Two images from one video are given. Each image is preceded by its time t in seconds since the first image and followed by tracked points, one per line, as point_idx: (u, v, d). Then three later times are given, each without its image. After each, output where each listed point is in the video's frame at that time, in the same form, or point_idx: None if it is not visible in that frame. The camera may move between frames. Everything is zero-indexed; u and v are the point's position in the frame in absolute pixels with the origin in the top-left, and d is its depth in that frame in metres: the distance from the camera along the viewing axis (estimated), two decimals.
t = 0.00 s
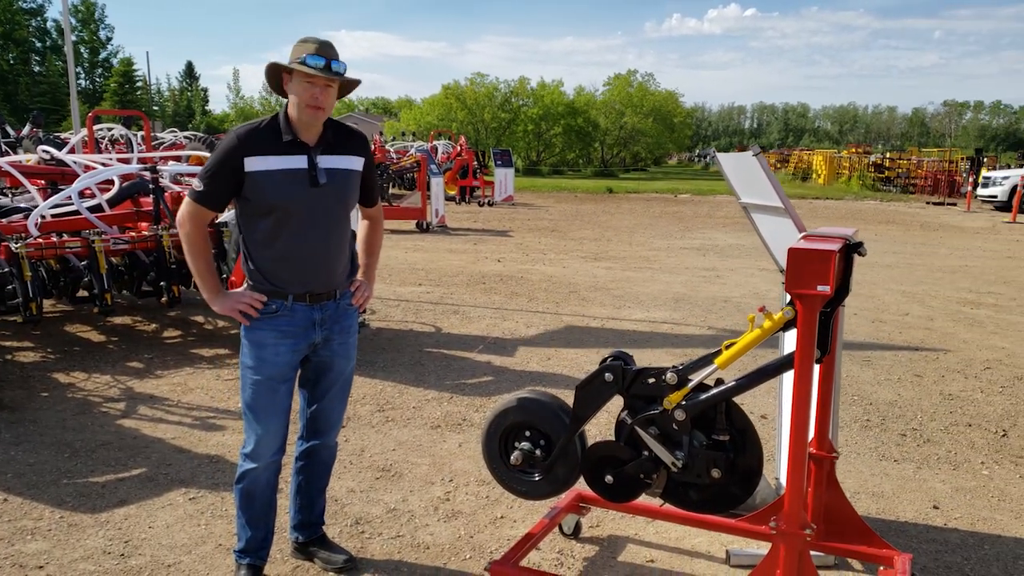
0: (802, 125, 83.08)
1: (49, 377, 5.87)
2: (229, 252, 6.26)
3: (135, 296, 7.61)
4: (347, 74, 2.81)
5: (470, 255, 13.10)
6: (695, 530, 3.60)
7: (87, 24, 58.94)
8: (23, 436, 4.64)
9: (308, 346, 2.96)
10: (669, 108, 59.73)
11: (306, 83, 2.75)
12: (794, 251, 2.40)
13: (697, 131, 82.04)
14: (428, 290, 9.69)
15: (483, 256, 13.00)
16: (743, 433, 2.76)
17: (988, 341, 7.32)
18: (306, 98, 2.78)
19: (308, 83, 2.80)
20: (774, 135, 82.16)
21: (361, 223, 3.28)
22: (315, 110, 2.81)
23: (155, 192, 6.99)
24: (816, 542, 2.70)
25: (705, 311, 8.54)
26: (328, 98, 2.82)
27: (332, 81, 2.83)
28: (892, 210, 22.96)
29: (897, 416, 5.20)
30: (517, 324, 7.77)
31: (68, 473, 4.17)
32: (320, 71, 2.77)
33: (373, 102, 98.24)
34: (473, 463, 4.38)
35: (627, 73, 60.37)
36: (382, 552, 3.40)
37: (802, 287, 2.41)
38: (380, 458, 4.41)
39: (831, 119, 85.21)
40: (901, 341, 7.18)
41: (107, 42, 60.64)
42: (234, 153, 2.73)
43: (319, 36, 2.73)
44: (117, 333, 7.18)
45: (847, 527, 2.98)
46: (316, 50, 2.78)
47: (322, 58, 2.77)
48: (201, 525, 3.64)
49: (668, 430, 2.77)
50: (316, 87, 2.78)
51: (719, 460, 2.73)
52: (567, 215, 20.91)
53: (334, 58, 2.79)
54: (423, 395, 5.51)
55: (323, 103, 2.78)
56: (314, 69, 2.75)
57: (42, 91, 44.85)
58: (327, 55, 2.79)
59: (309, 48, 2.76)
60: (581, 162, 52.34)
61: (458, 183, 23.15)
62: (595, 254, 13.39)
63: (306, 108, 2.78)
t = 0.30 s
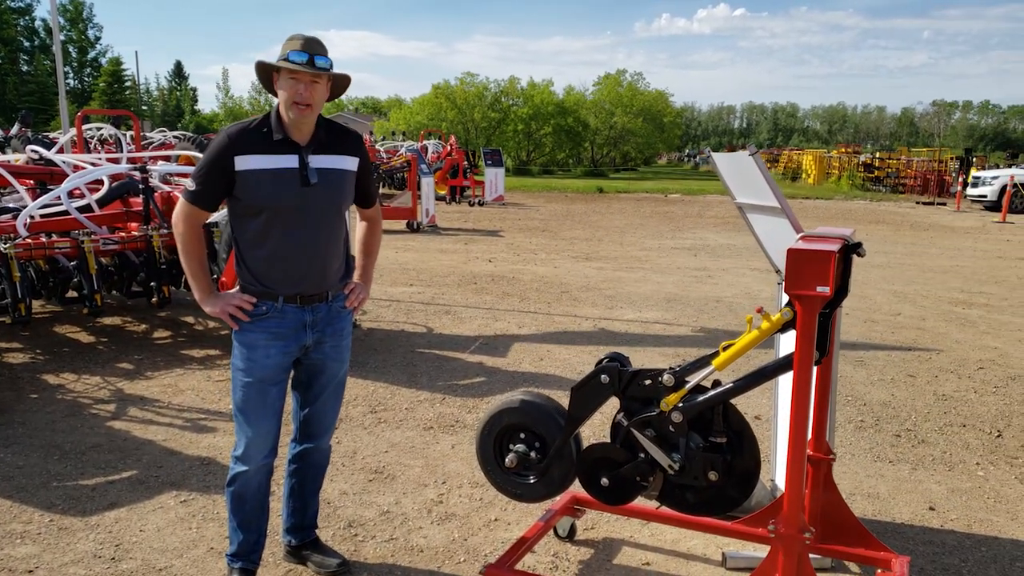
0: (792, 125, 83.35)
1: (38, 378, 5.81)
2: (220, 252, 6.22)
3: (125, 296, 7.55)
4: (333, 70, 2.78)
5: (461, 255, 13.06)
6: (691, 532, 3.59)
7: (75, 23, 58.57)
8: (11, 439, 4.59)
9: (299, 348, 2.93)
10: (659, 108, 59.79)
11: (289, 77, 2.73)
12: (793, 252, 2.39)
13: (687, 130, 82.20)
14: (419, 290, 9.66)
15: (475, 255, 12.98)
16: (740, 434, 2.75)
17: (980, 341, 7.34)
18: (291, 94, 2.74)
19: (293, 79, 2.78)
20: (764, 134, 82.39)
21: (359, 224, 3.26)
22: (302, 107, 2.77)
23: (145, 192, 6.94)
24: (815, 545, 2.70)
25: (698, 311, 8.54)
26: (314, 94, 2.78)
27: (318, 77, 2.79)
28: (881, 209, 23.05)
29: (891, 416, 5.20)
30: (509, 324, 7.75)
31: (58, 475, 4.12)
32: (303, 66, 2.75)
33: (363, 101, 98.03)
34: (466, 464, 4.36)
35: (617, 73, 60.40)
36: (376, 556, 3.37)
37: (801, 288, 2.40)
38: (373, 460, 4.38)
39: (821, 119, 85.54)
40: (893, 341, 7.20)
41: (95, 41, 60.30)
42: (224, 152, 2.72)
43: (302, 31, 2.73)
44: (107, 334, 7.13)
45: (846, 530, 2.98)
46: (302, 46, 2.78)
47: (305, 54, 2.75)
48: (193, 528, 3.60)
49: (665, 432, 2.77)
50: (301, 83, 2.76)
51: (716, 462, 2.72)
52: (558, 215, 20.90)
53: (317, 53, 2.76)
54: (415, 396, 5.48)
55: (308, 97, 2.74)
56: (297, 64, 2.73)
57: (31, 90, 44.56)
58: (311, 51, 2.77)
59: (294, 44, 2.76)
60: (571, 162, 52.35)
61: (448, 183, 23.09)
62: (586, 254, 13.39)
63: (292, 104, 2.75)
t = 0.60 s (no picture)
0: (788, 124, 83.40)
1: (31, 381, 5.76)
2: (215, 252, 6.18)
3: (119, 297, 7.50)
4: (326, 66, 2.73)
5: (458, 255, 13.02)
6: (693, 539, 3.56)
7: (70, 22, 58.39)
8: (4, 443, 4.55)
9: (294, 354, 2.89)
10: (655, 108, 59.79)
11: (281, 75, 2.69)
12: (801, 255, 2.37)
13: (684, 130, 82.23)
14: (416, 291, 9.62)
15: (471, 256, 12.95)
16: (745, 440, 2.71)
17: (980, 343, 7.32)
18: (284, 93, 2.71)
19: (286, 76, 2.74)
20: (760, 134, 82.42)
21: (361, 229, 3.22)
22: (296, 103, 2.74)
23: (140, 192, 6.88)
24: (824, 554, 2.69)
25: (696, 312, 8.51)
26: (307, 91, 2.74)
27: (311, 73, 2.74)
28: (879, 210, 23.05)
29: (893, 420, 5.18)
30: (506, 326, 7.71)
31: (51, 480, 4.08)
32: (296, 63, 2.70)
33: (357, 100, 97.96)
34: (464, 469, 4.32)
35: (612, 72, 60.37)
36: (373, 563, 3.33)
37: (810, 292, 2.38)
38: (370, 464, 4.34)
39: (817, 118, 85.62)
40: (893, 343, 7.18)
41: (90, 40, 60.14)
42: (217, 152, 2.68)
43: (293, 28, 2.67)
44: (101, 335, 7.08)
45: (853, 537, 2.92)
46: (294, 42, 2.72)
47: (297, 50, 2.70)
48: (187, 534, 3.56)
49: (668, 438, 2.74)
50: (294, 80, 2.72)
51: (721, 470, 2.69)
52: (554, 215, 20.86)
53: (309, 49, 2.71)
54: (412, 399, 5.45)
55: (301, 94, 2.71)
56: (289, 61, 2.69)
57: (26, 90, 44.44)
58: (303, 47, 2.71)
59: (285, 40, 2.71)
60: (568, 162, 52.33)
61: (445, 183, 23.05)
62: (583, 254, 13.36)
63: (286, 101, 2.72)
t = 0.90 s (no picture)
0: (787, 124, 83.31)
1: (29, 383, 5.73)
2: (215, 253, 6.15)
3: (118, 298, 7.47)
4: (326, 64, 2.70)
5: (457, 255, 12.98)
6: (699, 545, 3.54)
7: (69, 22, 58.29)
8: (2, 446, 4.52)
9: (296, 358, 2.86)
10: (654, 108, 59.70)
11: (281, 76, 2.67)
12: (815, 259, 2.34)
13: (683, 130, 82.14)
14: (417, 292, 9.59)
15: (472, 256, 12.92)
16: (753, 445, 2.71)
17: (984, 344, 7.29)
18: (286, 93, 2.69)
19: (287, 77, 2.72)
20: (759, 134, 82.34)
21: (367, 233, 3.20)
22: (298, 104, 2.71)
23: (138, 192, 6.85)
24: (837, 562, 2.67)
25: (697, 313, 8.47)
26: (309, 90, 2.71)
27: (312, 72, 2.72)
28: (879, 210, 23.00)
29: (899, 422, 5.16)
30: (507, 327, 7.68)
31: (49, 484, 4.05)
32: (297, 62, 2.68)
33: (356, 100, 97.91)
34: (467, 472, 4.29)
35: (612, 72, 60.29)
36: (375, 569, 3.31)
37: (823, 296, 2.35)
38: (371, 468, 4.31)
39: (817, 118, 85.56)
40: (896, 344, 7.15)
41: (89, 39, 60.06)
42: (220, 152, 2.67)
43: (292, 27, 2.65)
44: (100, 336, 7.05)
45: (863, 542, 2.86)
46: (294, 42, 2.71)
47: (297, 50, 2.68)
48: (187, 539, 3.53)
49: (676, 444, 2.72)
50: (295, 80, 2.70)
51: (729, 476, 2.67)
52: (554, 215, 20.81)
53: (310, 48, 2.69)
54: (413, 401, 5.42)
55: (303, 94, 2.68)
56: (289, 61, 2.67)
57: (25, 89, 44.45)
58: (303, 46, 2.70)
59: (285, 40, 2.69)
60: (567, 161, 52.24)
61: (444, 182, 23.01)
62: (584, 254, 13.32)
63: (288, 103, 2.69)
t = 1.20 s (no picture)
0: (789, 123, 83.19)
1: (37, 383, 5.75)
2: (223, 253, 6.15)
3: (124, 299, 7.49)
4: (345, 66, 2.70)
5: (461, 255, 12.98)
6: (711, 545, 3.55)
7: (70, 22, 58.32)
8: (11, 446, 4.53)
9: (312, 358, 2.87)
10: (655, 107, 59.63)
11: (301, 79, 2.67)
12: (833, 260, 2.35)
13: (684, 129, 82.07)
14: (421, 292, 9.60)
15: (475, 256, 12.92)
16: (768, 447, 2.71)
17: (990, 344, 7.28)
18: (305, 95, 2.69)
19: (306, 78, 2.72)
20: (760, 133, 82.23)
21: (382, 233, 3.20)
22: (318, 106, 2.71)
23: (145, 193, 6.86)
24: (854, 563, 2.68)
25: (702, 313, 8.47)
26: (329, 92, 2.72)
27: (332, 75, 2.73)
28: (881, 210, 23.00)
29: (907, 422, 5.16)
30: (513, 327, 7.68)
31: (60, 485, 4.06)
32: (316, 64, 2.68)
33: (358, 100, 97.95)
34: (477, 473, 4.30)
35: (613, 71, 60.23)
36: (388, 570, 3.31)
37: (841, 298, 2.36)
38: (381, 469, 4.32)
39: (818, 117, 85.48)
40: (902, 345, 7.14)
41: (90, 40, 60.11)
42: (240, 154, 2.66)
43: (311, 29, 2.66)
44: (107, 337, 7.06)
45: (877, 542, 2.85)
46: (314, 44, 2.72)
47: (317, 52, 2.70)
48: (200, 540, 3.54)
49: (691, 445, 2.73)
50: (314, 83, 2.70)
51: (745, 477, 2.69)
52: (556, 215, 20.80)
53: (330, 51, 2.70)
54: (422, 401, 5.42)
55: (322, 96, 2.69)
56: (309, 64, 2.67)
57: (25, 89, 44.46)
58: (324, 48, 2.71)
59: (306, 42, 2.70)
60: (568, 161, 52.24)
61: (445, 182, 23.01)
62: (587, 254, 13.31)
63: (307, 104, 2.70)
